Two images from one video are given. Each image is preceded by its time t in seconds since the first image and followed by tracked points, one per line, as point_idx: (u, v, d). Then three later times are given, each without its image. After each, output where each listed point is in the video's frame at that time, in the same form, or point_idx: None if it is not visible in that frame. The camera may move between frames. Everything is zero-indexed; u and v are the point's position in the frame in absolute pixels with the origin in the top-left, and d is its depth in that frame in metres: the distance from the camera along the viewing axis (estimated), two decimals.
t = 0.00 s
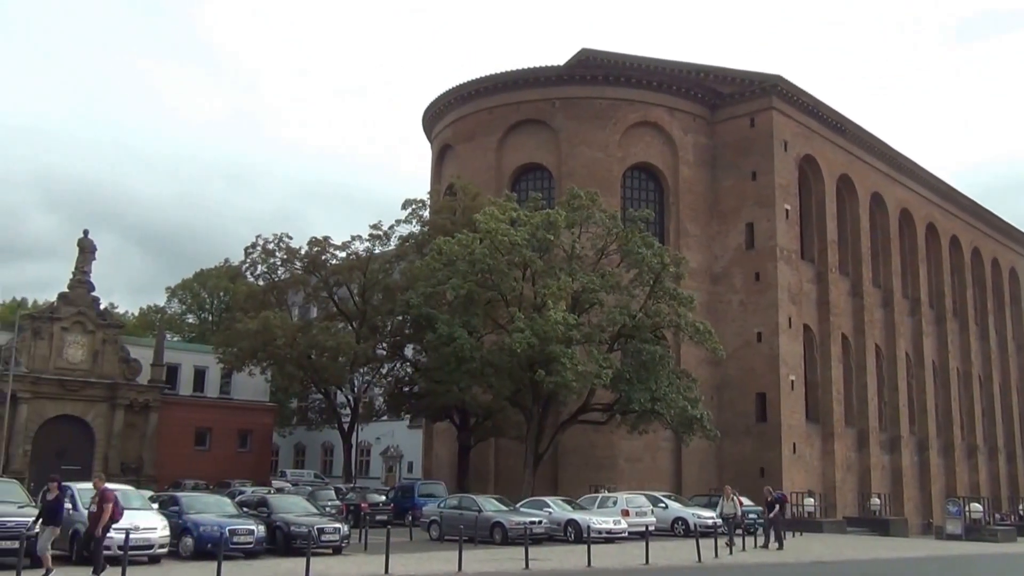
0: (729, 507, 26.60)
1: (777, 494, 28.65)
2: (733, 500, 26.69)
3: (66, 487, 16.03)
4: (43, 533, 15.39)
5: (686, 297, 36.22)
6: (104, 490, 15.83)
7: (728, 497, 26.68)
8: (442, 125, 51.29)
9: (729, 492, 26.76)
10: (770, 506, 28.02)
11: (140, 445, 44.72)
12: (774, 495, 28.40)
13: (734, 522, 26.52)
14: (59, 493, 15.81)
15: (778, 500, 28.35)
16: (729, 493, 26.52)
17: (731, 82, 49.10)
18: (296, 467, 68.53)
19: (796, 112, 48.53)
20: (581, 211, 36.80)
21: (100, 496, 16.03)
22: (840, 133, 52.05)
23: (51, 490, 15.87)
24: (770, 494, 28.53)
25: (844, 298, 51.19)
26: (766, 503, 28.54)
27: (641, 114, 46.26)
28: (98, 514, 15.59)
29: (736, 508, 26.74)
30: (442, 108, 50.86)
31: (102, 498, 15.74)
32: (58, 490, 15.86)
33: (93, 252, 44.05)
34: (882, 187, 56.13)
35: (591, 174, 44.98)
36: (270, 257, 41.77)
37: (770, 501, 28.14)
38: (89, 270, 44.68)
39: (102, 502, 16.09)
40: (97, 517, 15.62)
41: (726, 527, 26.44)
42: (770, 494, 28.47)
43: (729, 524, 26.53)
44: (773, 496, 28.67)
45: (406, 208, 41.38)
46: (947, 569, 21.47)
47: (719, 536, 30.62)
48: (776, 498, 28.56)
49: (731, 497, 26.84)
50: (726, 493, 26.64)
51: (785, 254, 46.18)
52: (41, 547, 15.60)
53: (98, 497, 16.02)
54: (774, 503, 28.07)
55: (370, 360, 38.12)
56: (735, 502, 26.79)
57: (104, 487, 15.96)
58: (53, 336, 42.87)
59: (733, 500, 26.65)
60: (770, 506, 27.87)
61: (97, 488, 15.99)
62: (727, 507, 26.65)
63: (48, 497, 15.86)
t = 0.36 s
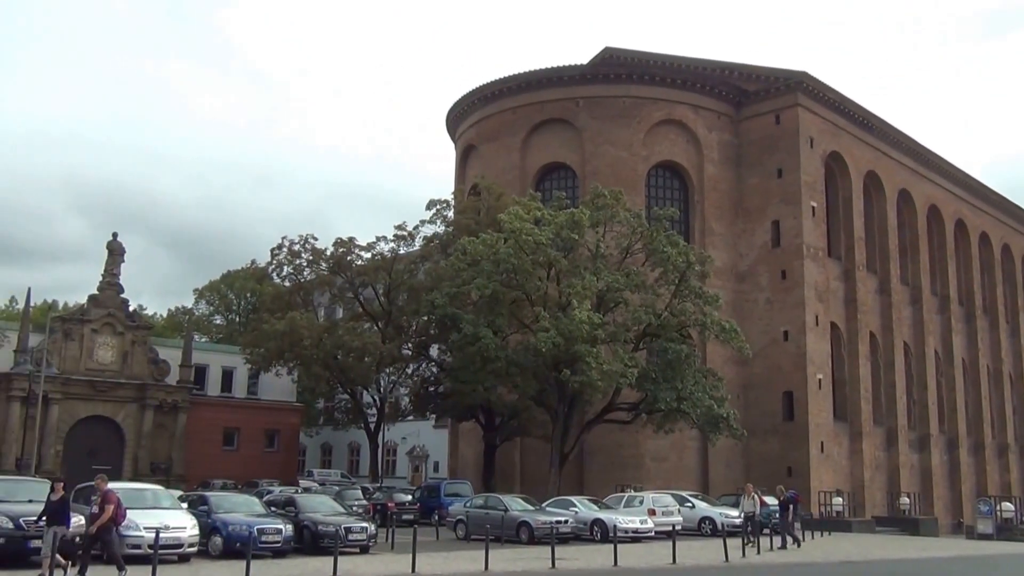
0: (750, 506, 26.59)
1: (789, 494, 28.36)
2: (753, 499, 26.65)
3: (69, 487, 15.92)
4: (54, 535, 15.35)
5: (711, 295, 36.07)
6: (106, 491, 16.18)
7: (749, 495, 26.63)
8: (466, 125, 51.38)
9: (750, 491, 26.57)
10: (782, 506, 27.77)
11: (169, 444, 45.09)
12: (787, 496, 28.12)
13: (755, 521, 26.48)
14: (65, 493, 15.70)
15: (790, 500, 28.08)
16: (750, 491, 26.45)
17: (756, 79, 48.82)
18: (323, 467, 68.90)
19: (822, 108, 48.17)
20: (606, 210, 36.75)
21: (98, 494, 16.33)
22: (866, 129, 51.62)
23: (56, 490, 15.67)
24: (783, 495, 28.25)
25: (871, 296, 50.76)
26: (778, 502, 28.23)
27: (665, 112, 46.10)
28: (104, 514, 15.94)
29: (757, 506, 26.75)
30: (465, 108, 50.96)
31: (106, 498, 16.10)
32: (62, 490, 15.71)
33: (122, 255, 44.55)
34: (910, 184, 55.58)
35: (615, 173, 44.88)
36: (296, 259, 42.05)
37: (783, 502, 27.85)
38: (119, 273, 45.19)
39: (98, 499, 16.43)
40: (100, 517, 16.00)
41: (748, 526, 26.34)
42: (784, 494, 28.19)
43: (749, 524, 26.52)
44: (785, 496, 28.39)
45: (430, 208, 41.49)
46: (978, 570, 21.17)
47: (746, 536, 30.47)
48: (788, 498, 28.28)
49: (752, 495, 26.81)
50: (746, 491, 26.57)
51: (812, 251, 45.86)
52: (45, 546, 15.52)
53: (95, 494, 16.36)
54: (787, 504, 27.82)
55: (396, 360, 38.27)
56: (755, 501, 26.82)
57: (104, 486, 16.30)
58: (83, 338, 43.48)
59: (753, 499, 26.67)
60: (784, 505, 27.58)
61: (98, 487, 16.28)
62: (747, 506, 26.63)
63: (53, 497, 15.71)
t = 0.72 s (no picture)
0: (766, 506, 26.20)
1: (803, 493, 27.67)
2: (770, 498, 26.30)
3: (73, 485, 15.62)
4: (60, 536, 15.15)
5: (737, 294, 35.87)
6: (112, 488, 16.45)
7: (765, 496, 26.36)
8: (489, 125, 51.43)
9: (766, 491, 26.20)
10: (796, 505, 27.19)
11: (198, 444, 45.46)
12: (802, 494, 27.51)
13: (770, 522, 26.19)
14: (70, 490, 15.41)
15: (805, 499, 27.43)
16: (766, 492, 26.10)
17: (781, 76, 48.51)
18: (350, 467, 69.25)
19: (849, 104, 47.76)
20: (630, 208, 36.65)
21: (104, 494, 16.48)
22: (894, 126, 51.13)
23: (60, 487, 15.39)
24: (798, 493, 27.61)
25: (900, 294, 50.27)
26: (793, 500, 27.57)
27: (689, 110, 45.93)
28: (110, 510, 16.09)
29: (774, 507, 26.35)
30: (488, 108, 51.02)
31: (112, 495, 16.32)
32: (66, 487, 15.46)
33: (150, 257, 45.01)
34: (938, 180, 54.98)
35: (639, 171, 44.74)
36: (321, 259, 42.29)
37: (797, 500, 27.25)
38: (147, 275, 45.66)
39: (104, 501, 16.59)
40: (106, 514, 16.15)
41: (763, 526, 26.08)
42: (799, 492, 27.57)
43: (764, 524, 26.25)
44: (801, 495, 27.70)
45: (455, 208, 41.55)
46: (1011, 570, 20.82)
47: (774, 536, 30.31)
48: (803, 498, 27.59)
49: (768, 495, 26.48)
50: (762, 492, 26.23)
51: (839, 249, 45.51)
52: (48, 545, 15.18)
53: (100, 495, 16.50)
54: (802, 503, 27.17)
55: (421, 360, 38.38)
56: (772, 501, 26.47)
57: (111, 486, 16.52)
58: (112, 339, 44.00)
59: (770, 498, 26.28)
60: (797, 504, 27.03)
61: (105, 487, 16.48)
62: (764, 506, 26.33)
63: (56, 496, 15.39)
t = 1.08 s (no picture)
0: (785, 506, 26.34)
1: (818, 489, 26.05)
2: (788, 498, 26.39)
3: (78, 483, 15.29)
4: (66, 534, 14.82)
5: (763, 292, 35.68)
6: (123, 491, 15.48)
7: (783, 495, 26.52)
8: (513, 125, 51.47)
9: (784, 491, 26.34)
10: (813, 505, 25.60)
11: (226, 445, 45.84)
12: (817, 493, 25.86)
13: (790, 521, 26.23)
14: (75, 490, 15.09)
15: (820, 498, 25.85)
16: (782, 491, 26.30)
17: (807, 73, 48.19)
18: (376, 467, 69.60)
19: (875, 100, 47.36)
20: (655, 207, 36.54)
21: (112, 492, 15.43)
22: (921, 121, 50.66)
23: (66, 487, 15.02)
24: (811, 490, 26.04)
25: (928, 291, 49.78)
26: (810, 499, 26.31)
27: (714, 107, 45.74)
28: (121, 516, 15.20)
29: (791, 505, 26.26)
30: (512, 108, 51.07)
31: (124, 499, 15.38)
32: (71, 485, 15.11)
33: (178, 259, 45.43)
34: (967, 176, 54.39)
35: (664, 170, 44.60)
36: (347, 260, 42.49)
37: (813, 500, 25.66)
38: (175, 277, 46.08)
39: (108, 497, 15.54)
40: (115, 518, 15.20)
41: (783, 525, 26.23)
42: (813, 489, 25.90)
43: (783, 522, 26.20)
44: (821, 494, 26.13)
45: (479, 208, 41.61)
46: None
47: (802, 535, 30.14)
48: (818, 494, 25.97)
49: (788, 496, 26.58)
50: (779, 491, 26.48)
51: (866, 247, 45.15)
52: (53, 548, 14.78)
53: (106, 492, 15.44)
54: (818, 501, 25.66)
55: (446, 360, 38.49)
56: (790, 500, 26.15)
57: (121, 484, 15.49)
58: (141, 341, 44.46)
59: (788, 498, 26.51)
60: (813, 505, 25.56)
61: (115, 486, 15.43)
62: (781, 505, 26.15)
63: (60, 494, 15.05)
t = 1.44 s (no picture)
0: (801, 505, 25.51)
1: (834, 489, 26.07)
2: (805, 497, 25.52)
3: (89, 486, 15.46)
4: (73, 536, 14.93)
5: (790, 291, 35.46)
6: (131, 493, 15.30)
7: (799, 494, 25.63)
8: (537, 125, 51.46)
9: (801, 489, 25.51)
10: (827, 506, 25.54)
11: (253, 445, 46.18)
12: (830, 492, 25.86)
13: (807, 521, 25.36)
14: (84, 492, 15.25)
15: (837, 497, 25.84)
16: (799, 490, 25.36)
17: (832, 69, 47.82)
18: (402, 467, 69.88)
19: (902, 96, 46.91)
20: (680, 206, 36.41)
21: (120, 494, 15.21)
22: (949, 117, 50.15)
23: (75, 487, 15.23)
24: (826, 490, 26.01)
25: (957, 288, 49.26)
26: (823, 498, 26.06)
27: (739, 105, 45.52)
28: (131, 519, 15.01)
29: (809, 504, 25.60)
30: (536, 108, 51.07)
31: (132, 501, 15.19)
32: (81, 487, 15.31)
33: (206, 261, 45.83)
34: (995, 171, 53.78)
35: (688, 168, 44.45)
36: (372, 261, 42.65)
37: (825, 501, 25.59)
38: (203, 278, 46.48)
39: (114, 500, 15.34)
40: (123, 519, 14.99)
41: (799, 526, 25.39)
42: (828, 490, 25.78)
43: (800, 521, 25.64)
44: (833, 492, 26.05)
45: (503, 208, 41.66)
46: None
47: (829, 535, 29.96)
48: (833, 495, 26.03)
49: (802, 494, 25.78)
50: (796, 490, 25.61)
51: (894, 244, 44.76)
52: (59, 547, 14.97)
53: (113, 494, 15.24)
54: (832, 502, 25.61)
55: (471, 360, 38.57)
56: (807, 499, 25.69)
57: (128, 486, 15.32)
58: (170, 342, 44.89)
59: (804, 497, 25.59)
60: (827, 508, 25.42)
61: (122, 488, 15.23)
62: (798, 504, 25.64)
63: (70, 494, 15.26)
